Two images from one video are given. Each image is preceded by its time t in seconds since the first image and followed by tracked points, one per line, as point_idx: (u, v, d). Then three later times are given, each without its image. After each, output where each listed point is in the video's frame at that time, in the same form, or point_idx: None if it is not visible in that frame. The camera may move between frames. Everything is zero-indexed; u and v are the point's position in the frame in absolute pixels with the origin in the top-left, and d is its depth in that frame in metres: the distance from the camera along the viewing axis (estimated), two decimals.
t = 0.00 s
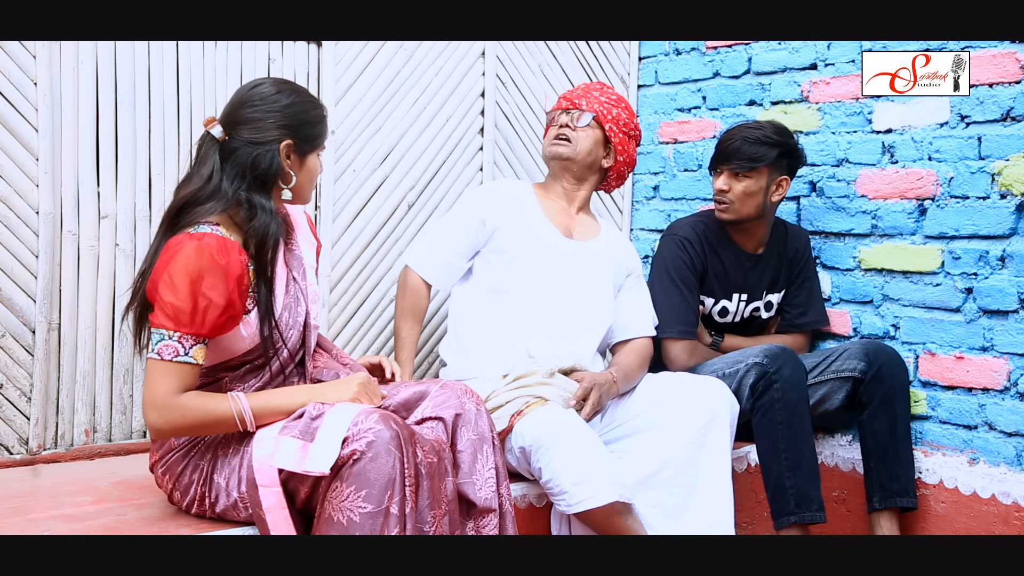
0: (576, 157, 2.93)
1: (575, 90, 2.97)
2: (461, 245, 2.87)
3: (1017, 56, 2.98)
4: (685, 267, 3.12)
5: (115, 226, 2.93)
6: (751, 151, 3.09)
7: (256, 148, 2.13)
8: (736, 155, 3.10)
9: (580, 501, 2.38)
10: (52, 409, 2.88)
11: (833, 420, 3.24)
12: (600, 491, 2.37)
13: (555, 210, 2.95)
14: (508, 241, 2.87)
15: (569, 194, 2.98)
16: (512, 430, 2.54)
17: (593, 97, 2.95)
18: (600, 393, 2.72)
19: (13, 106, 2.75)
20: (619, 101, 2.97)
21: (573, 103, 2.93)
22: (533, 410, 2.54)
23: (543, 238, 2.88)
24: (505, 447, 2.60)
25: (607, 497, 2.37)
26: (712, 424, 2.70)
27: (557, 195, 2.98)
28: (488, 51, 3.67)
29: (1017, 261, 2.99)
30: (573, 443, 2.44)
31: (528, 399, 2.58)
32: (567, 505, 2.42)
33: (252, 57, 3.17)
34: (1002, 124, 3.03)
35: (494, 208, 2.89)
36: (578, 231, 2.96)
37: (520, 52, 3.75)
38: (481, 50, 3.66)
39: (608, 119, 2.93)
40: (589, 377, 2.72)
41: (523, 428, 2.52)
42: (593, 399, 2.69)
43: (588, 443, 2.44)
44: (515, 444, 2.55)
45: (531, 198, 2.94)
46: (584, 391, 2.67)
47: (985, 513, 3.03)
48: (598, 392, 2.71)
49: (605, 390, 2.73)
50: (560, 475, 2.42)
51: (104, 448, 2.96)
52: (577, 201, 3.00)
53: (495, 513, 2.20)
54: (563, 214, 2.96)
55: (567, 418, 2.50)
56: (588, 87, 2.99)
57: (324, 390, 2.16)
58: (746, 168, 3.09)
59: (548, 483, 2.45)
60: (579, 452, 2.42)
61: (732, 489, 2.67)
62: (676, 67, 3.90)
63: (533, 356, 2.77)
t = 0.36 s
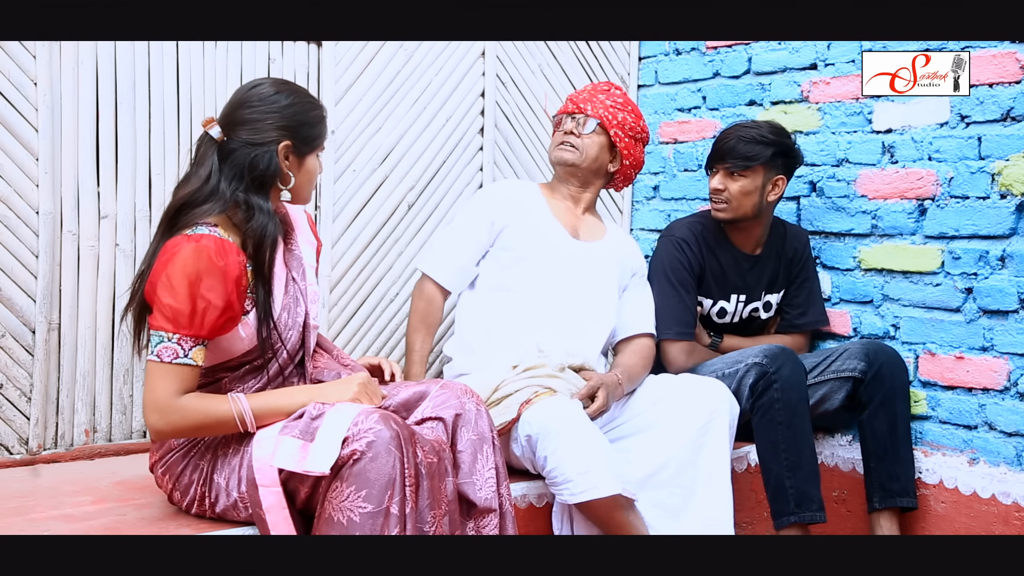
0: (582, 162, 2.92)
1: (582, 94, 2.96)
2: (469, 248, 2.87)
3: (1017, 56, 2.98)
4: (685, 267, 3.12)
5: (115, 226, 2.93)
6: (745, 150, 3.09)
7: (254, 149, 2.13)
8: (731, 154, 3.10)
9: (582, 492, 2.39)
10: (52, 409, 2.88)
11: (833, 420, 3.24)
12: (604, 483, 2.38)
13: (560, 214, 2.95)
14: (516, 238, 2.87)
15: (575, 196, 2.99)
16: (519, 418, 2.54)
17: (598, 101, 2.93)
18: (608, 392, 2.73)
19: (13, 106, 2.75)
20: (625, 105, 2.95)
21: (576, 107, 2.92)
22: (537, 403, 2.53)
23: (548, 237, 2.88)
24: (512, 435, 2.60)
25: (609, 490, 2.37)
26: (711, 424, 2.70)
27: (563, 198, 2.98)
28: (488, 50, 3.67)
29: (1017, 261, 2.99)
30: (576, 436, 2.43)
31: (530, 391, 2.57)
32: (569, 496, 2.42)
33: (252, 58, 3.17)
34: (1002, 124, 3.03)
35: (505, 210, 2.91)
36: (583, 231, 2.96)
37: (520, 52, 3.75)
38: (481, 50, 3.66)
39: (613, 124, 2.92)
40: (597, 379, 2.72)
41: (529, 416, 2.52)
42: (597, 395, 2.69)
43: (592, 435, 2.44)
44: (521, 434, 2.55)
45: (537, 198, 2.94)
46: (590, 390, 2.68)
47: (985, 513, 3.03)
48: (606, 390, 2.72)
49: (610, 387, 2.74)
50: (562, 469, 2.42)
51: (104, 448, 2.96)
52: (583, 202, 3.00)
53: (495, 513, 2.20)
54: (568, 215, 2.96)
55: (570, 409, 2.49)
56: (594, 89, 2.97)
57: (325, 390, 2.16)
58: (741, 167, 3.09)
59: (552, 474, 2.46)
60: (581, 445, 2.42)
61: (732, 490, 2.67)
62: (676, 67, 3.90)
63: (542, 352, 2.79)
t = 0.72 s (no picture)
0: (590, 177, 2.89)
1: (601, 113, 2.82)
2: (470, 256, 2.91)
3: (1017, 56, 2.98)
4: (685, 268, 3.12)
5: (115, 226, 2.93)
6: (749, 153, 3.08)
7: (252, 150, 2.13)
8: (736, 157, 3.09)
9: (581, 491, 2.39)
10: (52, 409, 2.88)
11: (833, 420, 3.24)
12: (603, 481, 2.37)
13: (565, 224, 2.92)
14: (513, 244, 2.88)
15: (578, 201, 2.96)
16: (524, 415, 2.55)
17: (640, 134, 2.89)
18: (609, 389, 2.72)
19: (13, 106, 2.75)
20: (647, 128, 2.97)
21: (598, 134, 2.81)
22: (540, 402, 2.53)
23: (546, 241, 2.88)
24: (516, 440, 2.61)
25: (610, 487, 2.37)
26: (711, 424, 2.70)
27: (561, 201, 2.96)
28: (488, 50, 3.67)
29: (1017, 261, 2.99)
30: (577, 434, 2.43)
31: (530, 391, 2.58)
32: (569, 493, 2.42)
33: (252, 58, 3.17)
34: (1002, 124, 3.03)
35: (494, 217, 2.92)
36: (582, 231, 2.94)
37: (520, 52, 3.75)
38: (481, 50, 3.66)
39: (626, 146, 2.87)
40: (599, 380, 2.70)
41: (535, 413, 2.53)
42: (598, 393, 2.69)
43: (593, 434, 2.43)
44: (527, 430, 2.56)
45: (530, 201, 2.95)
46: (592, 386, 2.68)
47: (985, 513, 3.03)
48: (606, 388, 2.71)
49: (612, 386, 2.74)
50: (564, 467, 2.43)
51: (104, 448, 2.96)
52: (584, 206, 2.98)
53: (495, 513, 2.20)
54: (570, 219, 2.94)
55: (573, 407, 2.48)
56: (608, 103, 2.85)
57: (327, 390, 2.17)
58: (746, 170, 3.08)
59: (553, 470, 2.47)
60: (583, 444, 2.42)
61: (732, 490, 2.67)
62: (676, 67, 3.90)
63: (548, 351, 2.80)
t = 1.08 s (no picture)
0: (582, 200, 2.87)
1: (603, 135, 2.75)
2: (458, 262, 2.91)
3: (1017, 56, 2.98)
4: (687, 268, 3.12)
5: (115, 226, 2.94)
6: (758, 156, 3.08)
7: (251, 150, 2.13)
8: (744, 160, 3.09)
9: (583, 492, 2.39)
10: (52, 409, 2.88)
11: (833, 420, 3.24)
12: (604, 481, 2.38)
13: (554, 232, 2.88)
14: (512, 242, 2.87)
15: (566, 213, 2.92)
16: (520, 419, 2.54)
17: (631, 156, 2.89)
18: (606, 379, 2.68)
19: (13, 106, 2.75)
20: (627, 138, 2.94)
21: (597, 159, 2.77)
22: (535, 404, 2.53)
23: (542, 243, 2.86)
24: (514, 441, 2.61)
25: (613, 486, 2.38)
26: (710, 423, 2.70)
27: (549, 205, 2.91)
28: (488, 51, 3.67)
29: (1017, 261, 2.99)
30: (576, 435, 2.44)
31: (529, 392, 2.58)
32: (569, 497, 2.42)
33: (252, 58, 3.17)
34: (1002, 124, 3.03)
35: (482, 224, 2.90)
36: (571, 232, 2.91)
37: (520, 52, 3.75)
38: (481, 50, 3.66)
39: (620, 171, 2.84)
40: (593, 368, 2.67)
41: (530, 415, 2.53)
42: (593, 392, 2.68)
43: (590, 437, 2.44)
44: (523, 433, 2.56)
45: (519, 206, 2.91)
46: (587, 377, 2.64)
47: (985, 513, 3.03)
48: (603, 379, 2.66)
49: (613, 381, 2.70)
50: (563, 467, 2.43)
51: (104, 448, 2.96)
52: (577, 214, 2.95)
53: (495, 513, 2.20)
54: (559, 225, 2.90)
55: (569, 408, 2.49)
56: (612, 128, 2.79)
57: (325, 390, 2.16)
58: (755, 173, 3.08)
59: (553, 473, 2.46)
60: (582, 445, 2.42)
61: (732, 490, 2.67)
62: (676, 67, 3.90)
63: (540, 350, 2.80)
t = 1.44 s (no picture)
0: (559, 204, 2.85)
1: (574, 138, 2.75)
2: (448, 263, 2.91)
3: (1017, 56, 2.98)
4: (688, 268, 3.12)
5: (115, 226, 2.94)
6: (760, 155, 3.08)
7: (251, 150, 2.13)
8: (746, 159, 3.09)
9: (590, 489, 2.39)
10: (52, 409, 2.88)
11: (833, 420, 3.24)
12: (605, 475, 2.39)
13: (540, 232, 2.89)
14: (510, 241, 2.86)
15: (554, 215, 2.93)
16: (512, 429, 2.51)
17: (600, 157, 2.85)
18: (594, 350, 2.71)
19: (13, 106, 2.75)
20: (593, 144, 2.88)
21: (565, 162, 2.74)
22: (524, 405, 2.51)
23: (540, 244, 2.86)
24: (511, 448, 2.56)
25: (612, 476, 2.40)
26: (709, 423, 2.70)
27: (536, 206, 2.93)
28: (488, 51, 3.67)
29: (1017, 261, 2.99)
30: (570, 432, 2.43)
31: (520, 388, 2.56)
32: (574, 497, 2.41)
33: (252, 58, 3.17)
34: (1002, 124, 3.03)
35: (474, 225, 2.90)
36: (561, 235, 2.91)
37: (520, 52, 3.75)
38: (481, 50, 3.66)
39: (597, 174, 2.83)
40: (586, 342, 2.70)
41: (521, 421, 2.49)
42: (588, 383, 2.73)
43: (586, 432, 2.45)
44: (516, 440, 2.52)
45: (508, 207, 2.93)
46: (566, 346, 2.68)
47: (985, 513, 3.03)
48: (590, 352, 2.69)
49: (600, 357, 2.71)
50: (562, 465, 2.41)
51: (104, 448, 2.96)
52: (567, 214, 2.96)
53: (495, 513, 2.20)
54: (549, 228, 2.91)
55: (553, 399, 2.50)
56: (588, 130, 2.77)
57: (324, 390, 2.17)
58: (756, 172, 3.09)
59: (560, 476, 2.41)
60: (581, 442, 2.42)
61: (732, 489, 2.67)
62: (676, 67, 3.90)
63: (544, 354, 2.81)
